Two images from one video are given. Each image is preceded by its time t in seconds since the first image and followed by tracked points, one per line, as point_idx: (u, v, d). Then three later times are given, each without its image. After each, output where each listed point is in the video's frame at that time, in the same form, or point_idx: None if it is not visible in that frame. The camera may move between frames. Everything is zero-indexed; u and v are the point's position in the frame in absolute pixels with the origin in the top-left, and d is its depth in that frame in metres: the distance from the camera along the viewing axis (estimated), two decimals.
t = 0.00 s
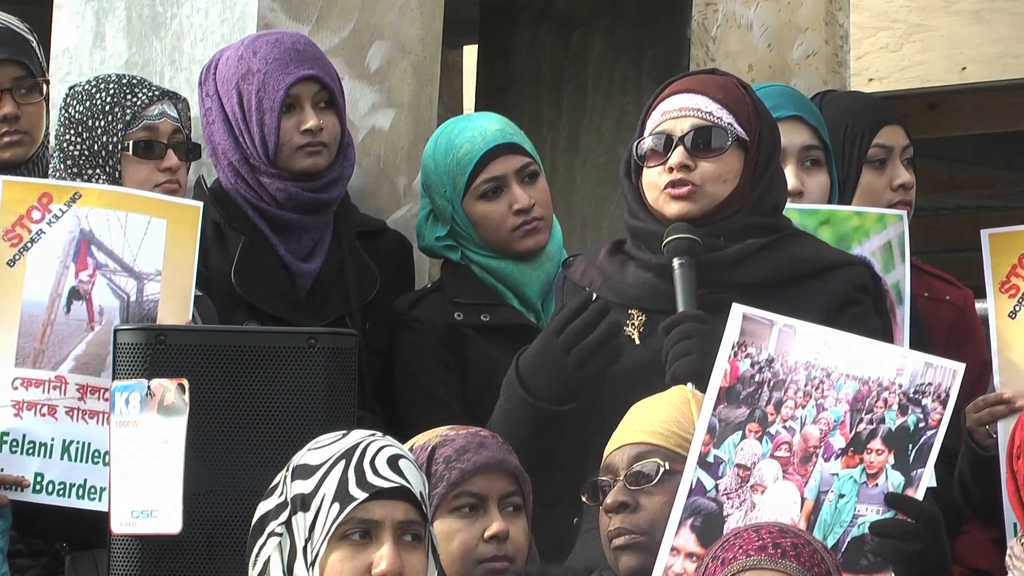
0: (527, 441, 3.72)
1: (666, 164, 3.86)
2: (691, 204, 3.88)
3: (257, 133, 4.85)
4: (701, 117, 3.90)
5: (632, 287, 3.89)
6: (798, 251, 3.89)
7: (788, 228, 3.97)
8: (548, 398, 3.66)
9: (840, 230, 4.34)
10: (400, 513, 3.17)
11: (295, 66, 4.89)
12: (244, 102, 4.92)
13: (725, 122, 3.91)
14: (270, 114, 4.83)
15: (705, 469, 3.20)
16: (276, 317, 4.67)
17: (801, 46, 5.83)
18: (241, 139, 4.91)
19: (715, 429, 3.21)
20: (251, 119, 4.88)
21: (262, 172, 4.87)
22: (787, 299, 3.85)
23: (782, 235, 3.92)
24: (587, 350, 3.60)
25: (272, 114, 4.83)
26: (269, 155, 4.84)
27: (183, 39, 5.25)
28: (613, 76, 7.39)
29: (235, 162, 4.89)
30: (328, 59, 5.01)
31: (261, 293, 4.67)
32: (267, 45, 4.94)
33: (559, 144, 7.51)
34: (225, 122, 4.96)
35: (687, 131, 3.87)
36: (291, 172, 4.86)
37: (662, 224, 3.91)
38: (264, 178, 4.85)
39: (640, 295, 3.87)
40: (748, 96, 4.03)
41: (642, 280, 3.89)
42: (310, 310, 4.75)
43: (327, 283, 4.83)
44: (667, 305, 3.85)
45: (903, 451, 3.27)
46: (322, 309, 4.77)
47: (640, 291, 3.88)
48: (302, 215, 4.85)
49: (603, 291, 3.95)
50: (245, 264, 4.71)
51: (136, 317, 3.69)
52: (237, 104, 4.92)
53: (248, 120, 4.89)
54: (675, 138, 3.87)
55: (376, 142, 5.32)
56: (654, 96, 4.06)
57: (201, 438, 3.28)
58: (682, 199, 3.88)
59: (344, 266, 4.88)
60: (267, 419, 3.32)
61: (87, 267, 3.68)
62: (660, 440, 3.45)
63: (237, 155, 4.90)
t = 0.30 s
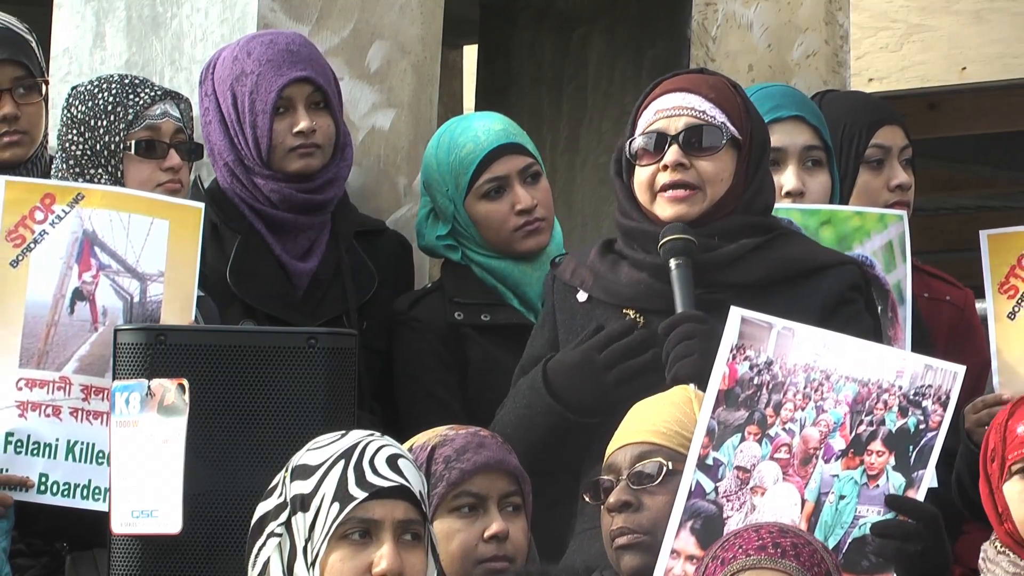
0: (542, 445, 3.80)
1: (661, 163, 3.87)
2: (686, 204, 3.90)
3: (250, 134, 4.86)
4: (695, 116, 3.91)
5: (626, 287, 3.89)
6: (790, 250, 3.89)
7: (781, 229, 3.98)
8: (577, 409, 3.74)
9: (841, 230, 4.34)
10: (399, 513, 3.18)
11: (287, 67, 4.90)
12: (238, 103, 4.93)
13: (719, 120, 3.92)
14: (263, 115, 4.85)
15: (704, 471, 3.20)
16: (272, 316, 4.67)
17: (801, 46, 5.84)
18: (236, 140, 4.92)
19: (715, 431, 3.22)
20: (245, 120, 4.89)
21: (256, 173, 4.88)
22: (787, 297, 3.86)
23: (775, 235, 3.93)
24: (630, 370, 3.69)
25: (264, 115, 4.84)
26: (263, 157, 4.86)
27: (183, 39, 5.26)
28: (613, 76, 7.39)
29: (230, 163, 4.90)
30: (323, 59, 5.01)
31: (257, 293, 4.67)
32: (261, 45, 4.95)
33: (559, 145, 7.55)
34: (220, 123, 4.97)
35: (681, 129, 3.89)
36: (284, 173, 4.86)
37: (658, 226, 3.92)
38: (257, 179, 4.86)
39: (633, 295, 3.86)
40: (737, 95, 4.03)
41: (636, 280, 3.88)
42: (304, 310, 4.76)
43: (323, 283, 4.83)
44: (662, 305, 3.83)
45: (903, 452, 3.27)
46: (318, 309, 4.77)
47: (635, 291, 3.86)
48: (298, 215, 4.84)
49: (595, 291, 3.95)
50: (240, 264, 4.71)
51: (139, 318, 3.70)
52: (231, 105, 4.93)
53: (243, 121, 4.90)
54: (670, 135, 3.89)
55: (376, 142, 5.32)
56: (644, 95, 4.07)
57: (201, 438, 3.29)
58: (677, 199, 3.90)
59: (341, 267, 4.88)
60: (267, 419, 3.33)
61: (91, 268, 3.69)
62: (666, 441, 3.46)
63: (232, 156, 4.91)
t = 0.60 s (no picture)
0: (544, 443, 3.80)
1: (660, 164, 3.86)
2: (685, 202, 3.88)
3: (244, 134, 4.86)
4: (693, 116, 3.91)
5: (625, 287, 3.90)
6: (787, 250, 3.90)
7: (775, 227, 3.99)
8: (586, 407, 3.76)
9: (843, 230, 4.33)
10: (399, 513, 3.18)
11: (281, 67, 4.90)
12: (232, 103, 4.93)
13: (715, 120, 3.92)
14: (256, 115, 4.85)
15: (709, 471, 3.20)
16: (268, 316, 4.66)
17: (802, 47, 5.84)
18: (231, 139, 4.92)
19: (719, 431, 3.21)
20: (239, 120, 4.89)
21: (251, 173, 4.88)
22: (787, 297, 3.87)
23: (771, 234, 3.95)
24: (636, 369, 3.71)
25: (258, 116, 4.84)
26: (258, 157, 4.86)
27: (183, 39, 5.26)
28: (613, 76, 7.39)
29: (226, 163, 4.90)
30: (317, 59, 4.99)
31: (254, 293, 4.67)
32: (256, 45, 4.95)
33: (559, 145, 7.55)
34: (217, 123, 4.97)
35: (681, 129, 3.88)
36: (278, 173, 4.86)
37: (657, 225, 3.91)
38: (253, 180, 4.87)
39: (632, 293, 3.88)
40: (727, 94, 4.04)
41: (636, 278, 3.89)
42: (303, 310, 4.75)
43: (321, 284, 4.83)
44: (662, 304, 3.86)
45: (906, 452, 3.27)
46: (315, 309, 4.77)
47: (635, 289, 3.88)
48: (292, 215, 4.84)
49: (591, 290, 3.96)
50: (236, 262, 4.71)
51: (139, 318, 3.69)
52: (226, 105, 4.93)
53: (237, 120, 4.90)
54: (669, 135, 3.87)
55: (376, 142, 5.32)
56: (632, 97, 4.06)
57: (201, 438, 3.29)
58: (676, 197, 3.88)
59: (339, 266, 4.88)
60: (267, 419, 3.33)
61: (92, 268, 3.69)
62: (675, 443, 3.46)
63: (227, 155, 4.90)
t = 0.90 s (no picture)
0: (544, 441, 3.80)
1: (659, 169, 3.85)
2: (685, 209, 3.88)
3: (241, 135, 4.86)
4: (693, 118, 3.90)
5: (626, 287, 3.89)
6: (789, 250, 3.90)
7: (776, 227, 3.99)
8: (587, 407, 3.75)
9: (845, 229, 4.32)
10: (400, 515, 3.17)
11: (278, 67, 4.88)
12: (230, 103, 4.92)
13: (715, 123, 3.92)
14: (254, 115, 4.84)
15: (714, 471, 3.19)
16: (268, 316, 4.65)
17: (802, 46, 5.83)
18: (229, 139, 4.90)
19: (724, 431, 3.20)
20: (238, 120, 4.88)
21: (249, 173, 4.86)
22: (788, 297, 3.86)
23: (772, 234, 3.94)
24: (638, 370, 3.70)
25: (255, 116, 4.83)
26: (256, 157, 4.85)
27: (183, 39, 5.25)
28: (613, 77, 7.39)
29: (225, 163, 4.89)
30: (316, 59, 4.97)
31: (252, 293, 4.66)
32: (254, 45, 4.94)
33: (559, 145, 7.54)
34: (216, 123, 4.96)
35: (680, 133, 3.87)
36: (277, 174, 4.85)
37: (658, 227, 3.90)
38: (250, 179, 4.85)
39: (634, 293, 3.88)
40: (728, 95, 4.03)
41: (638, 278, 3.88)
42: (303, 310, 4.74)
43: (320, 284, 4.81)
44: (665, 304, 3.85)
45: (910, 453, 3.26)
46: (316, 310, 4.76)
47: (636, 290, 3.87)
48: (291, 216, 4.83)
49: (593, 289, 3.95)
50: (235, 263, 4.71)
51: (138, 318, 3.69)
52: (224, 105, 4.92)
53: (235, 121, 4.90)
54: (669, 139, 3.86)
55: (376, 142, 5.30)
56: (634, 97, 4.05)
57: (201, 438, 3.28)
58: (676, 205, 3.89)
59: (338, 266, 4.86)
60: (267, 419, 3.32)
61: (90, 268, 3.68)
62: (677, 444, 3.44)
63: (225, 155, 4.89)
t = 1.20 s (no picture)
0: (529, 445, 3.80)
1: (660, 168, 3.86)
2: (685, 209, 3.89)
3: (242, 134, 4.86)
4: (695, 119, 3.89)
5: (630, 286, 3.89)
6: (792, 249, 3.90)
7: (780, 226, 3.98)
8: (562, 409, 3.76)
9: (850, 229, 4.33)
10: (400, 515, 3.17)
11: (279, 67, 4.88)
12: (230, 103, 4.92)
13: (719, 123, 3.91)
14: (254, 114, 4.84)
15: (717, 470, 3.19)
16: (269, 317, 4.65)
17: (801, 46, 5.83)
18: (230, 139, 4.90)
19: (728, 430, 3.20)
20: (238, 120, 4.88)
21: (249, 173, 4.86)
22: (787, 295, 3.86)
23: (776, 232, 3.95)
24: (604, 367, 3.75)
25: (255, 115, 4.83)
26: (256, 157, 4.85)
27: (183, 39, 5.25)
28: (613, 77, 7.39)
29: (225, 162, 4.88)
30: (317, 59, 4.97)
31: (251, 292, 4.67)
32: (254, 45, 4.94)
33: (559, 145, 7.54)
34: (216, 122, 4.95)
35: (682, 133, 3.86)
36: (277, 173, 4.85)
37: (658, 226, 3.91)
38: (250, 178, 4.85)
39: (636, 292, 3.87)
40: (738, 95, 4.01)
41: (640, 277, 3.89)
42: (304, 310, 4.74)
43: (320, 284, 4.81)
44: (667, 304, 3.85)
45: (911, 453, 3.25)
46: (316, 310, 4.76)
47: (638, 289, 3.87)
48: (291, 216, 4.83)
49: (597, 287, 3.96)
50: (236, 263, 4.70)
51: (139, 318, 3.69)
52: (224, 104, 4.92)
53: (235, 120, 4.90)
54: (670, 139, 3.86)
55: (376, 142, 5.30)
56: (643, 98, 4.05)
57: (201, 439, 3.28)
58: (676, 205, 3.89)
59: (340, 266, 4.86)
60: (267, 418, 3.32)
61: (92, 268, 3.68)
62: (677, 444, 3.43)
63: (225, 155, 4.89)
